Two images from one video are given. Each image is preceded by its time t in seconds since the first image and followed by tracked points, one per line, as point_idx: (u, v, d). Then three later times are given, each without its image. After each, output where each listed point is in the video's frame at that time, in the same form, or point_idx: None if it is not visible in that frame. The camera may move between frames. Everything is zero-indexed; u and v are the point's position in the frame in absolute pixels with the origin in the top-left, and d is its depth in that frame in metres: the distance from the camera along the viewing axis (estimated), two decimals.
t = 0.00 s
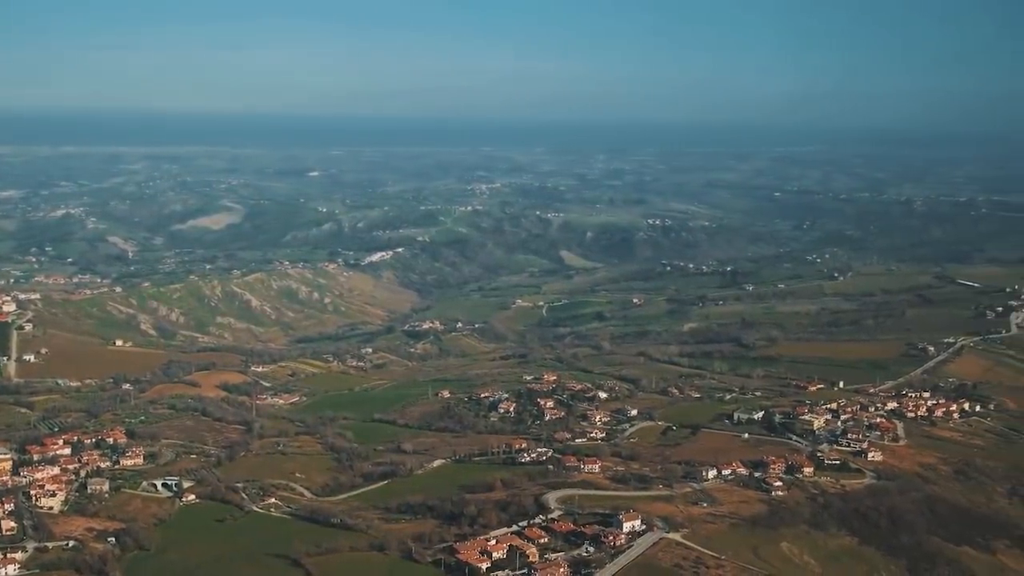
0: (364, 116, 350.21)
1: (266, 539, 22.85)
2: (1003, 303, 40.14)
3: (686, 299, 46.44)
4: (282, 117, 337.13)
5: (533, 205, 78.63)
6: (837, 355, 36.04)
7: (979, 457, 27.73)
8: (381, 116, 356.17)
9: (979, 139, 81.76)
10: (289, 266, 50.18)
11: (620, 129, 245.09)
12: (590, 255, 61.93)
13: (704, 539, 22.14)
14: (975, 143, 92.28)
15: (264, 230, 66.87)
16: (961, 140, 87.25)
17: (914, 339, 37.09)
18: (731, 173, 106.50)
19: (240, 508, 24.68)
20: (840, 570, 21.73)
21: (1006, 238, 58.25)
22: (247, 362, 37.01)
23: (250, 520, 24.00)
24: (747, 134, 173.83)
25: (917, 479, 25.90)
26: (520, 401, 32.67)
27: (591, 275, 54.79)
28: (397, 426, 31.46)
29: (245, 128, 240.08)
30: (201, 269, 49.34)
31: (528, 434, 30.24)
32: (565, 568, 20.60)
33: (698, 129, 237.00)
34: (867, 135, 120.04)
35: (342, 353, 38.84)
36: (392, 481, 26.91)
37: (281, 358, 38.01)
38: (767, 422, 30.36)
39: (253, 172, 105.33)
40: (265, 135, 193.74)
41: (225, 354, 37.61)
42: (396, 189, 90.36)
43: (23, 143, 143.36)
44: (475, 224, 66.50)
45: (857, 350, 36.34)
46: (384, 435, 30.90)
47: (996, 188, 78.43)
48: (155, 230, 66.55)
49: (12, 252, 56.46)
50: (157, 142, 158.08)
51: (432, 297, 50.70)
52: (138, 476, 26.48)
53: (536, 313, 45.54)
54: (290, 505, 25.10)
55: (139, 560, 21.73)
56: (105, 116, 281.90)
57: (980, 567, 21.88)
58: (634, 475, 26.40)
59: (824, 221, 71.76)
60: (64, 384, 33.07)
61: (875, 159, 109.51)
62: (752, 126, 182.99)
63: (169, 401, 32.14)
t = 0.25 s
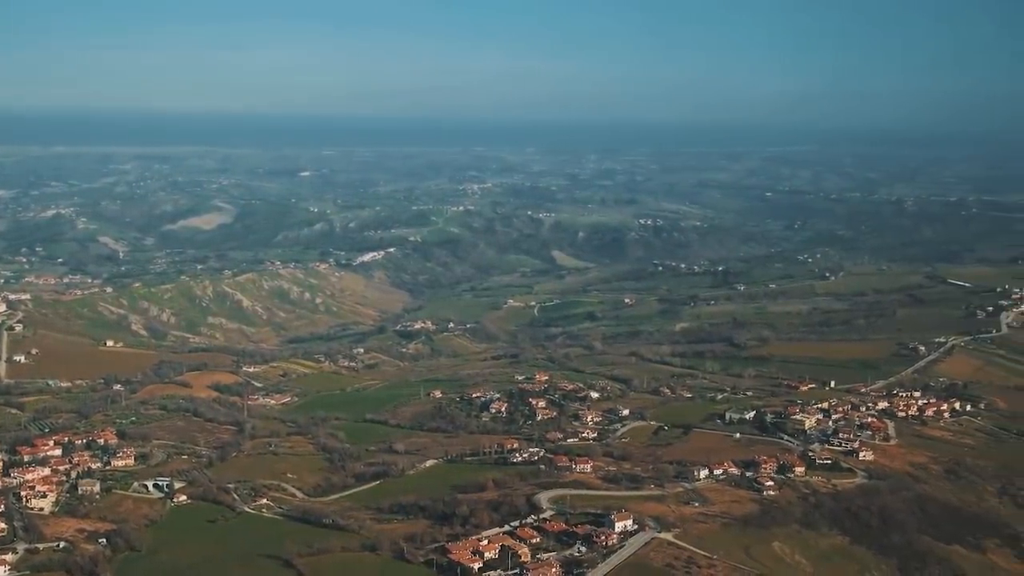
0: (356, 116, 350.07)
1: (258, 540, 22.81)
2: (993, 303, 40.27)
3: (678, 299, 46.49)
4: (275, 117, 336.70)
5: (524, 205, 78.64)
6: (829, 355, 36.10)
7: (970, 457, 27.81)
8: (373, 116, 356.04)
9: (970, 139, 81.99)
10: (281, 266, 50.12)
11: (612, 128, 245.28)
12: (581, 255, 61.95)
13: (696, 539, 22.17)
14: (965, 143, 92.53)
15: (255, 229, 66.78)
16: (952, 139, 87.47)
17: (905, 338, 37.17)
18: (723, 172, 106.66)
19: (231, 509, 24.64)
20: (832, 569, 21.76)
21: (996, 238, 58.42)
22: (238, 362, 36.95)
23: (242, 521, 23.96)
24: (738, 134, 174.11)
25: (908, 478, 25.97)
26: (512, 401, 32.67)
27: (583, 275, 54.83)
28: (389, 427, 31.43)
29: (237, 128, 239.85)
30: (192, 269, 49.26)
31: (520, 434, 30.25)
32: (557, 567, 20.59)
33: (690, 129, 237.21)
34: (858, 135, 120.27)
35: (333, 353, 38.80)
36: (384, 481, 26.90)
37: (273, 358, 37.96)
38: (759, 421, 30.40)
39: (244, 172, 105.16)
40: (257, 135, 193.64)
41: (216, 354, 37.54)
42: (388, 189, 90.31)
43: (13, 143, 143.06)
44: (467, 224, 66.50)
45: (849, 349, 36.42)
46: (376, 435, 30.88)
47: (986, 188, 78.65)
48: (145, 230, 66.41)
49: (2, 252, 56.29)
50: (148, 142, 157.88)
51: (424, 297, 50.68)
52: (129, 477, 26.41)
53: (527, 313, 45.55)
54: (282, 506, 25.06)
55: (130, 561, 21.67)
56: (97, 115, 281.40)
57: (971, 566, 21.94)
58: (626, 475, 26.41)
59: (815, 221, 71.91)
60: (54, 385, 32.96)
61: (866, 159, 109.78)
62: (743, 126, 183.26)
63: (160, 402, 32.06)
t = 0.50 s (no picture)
0: (351, 116, 350.24)
1: (253, 541, 22.78)
2: (987, 303, 40.34)
3: (672, 299, 46.53)
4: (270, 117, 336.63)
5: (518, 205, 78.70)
6: (823, 355, 36.14)
7: (964, 456, 27.86)
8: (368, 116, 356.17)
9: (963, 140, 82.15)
10: (275, 267, 50.12)
11: (607, 129, 245.53)
12: (575, 255, 62.01)
13: (690, 539, 22.17)
14: (959, 143, 92.69)
15: (249, 230, 66.77)
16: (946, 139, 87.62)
17: (899, 338, 37.22)
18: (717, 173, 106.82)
19: (225, 510, 24.61)
20: (826, 568, 21.78)
21: (990, 238, 58.53)
22: (232, 363, 36.93)
23: (236, 522, 23.93)
24: (732, 134, 174.36)
25: (902, 478, 26.00)
26: (506, 401, 32.68)
27: (577, 275, 54.88)
28: (384, 427, 31.43)
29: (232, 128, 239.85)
30: (186, 270, 49.27)
31: (515, 434, 30.26)
32: (551, 568, 20.59)
33: (685, 129, 237.46)
34: (852, 135, 120.46)
35: (328, 354, 38.79)
36: (379, 482, 26.89)
37: (267, 359, 37.94)
38: (753, 421, 30.43)
39: (238, 173, 105.13)
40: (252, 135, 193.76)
41: (210, 355, 37.51)
42: (382, 190, 90.35)
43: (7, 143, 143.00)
44: (461, 225, 66.53)
45: (843, 349, 36.46)
46: (371, 435, 30.87)
47: (980, 188, 78.82)
48: (139, 231, 66.36)
49: None
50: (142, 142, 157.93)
51: (418, 298, 50.71)
52: (123, 478, 26.38)
53: (521, 313, 45.58)
54: (276, 506, 25.04)
55: (124, 562, 21.63)
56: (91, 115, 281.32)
57: (965, 565, 21.97)
58: (620, 475, 26.43)
59: (809, 221, 72.03)
60: (48, 386, 32.91)
61: (860, 159, 109.98)
62: (738, 127, 183.52)
63: (154, 403, 32.02)
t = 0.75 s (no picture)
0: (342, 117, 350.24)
1: (244, 542, 22.71)
2: (976, 302, 40.48)
3: (663, 299, 46.58)
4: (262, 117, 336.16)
5: (509, 206, 78.75)
6: (814, 355, 36.19)
7: (954, 455, 27.93)
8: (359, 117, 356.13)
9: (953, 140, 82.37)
10: (266, 268, 50.07)
11: (598, 129, 245.83)
12: (567, 255, 62.08)
13: (682, 539, 22.18)
14: (949, 143, 93.02)
15: (240, 231, 66.68)
16: (936, 139, 87.91)
17: (889, 338, 37.31)
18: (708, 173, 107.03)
19: (216, 511, 24.56)
20: (817, 568, 21.80)
21: (980, 239, 58.72)
22: (223, 364, 36.86)
23: (227, 523, 23.87)
24: (723, 135, 174.83)
25: (893, 478, 26.06)
26: (498, 402, 32.69)
27: (568, 276, 54.93)
28: (375, 428, 31.41)
29: (223, 129, 239.54)
30: (177, 271, 49.20)
31: (506, 435, 30.26)
32: (543, 568, 20.56)
33: (677, 129, 237.87)
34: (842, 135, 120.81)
35: (318, 354, 38.76)
36: (370, 483, 26.86)
37: (258, 360, 37.89)
38: (744, 421, 30.47)
39: (229, 174, 105.01)
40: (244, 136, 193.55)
41: (201, 356, 37.43)
42: (373, 190, 90.32)
43: None
44: (452, 225, 66.56)
45: (834, 349, 36.54)
46: (362, 436, 30.86)
47: (969, 189, 79.12)
48: (129, 232, 66.23)
49: None
50: (131, 142, 157.77)
51: (409, 298, 50.71)
52: (113, 480, 26.30)
53: (513, 314, 45.60)
54: (267, 508, 25.00)
55: (115, 564, 21.57)
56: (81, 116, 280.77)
57: (955, 565, 22.01)
58: (612, 475, 26.43)
59: (800, 221, 72.20)
60: (37, 388, 32.79)
61: (850, 159, 110.30)
62: (729, 127, 183.90)
63: (144, 404, 31.94)
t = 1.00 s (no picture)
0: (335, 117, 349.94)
1: (237, 543, 22.68)
2: (969, 302, 40.58)
3: (656, 299, 46.61)
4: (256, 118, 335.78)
5: (502, 206, 78.76)
6: (808, 354, 36.25)
7: (947, 454, 28.00)
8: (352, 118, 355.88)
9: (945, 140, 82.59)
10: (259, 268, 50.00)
11: (592, 129, 245.87)
12: (560, 255, 62.11)
13: (675, 539, 22.20)
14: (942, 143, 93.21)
15: (233, 231, 66.59)
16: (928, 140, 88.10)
17: (882, 337, 37.38)
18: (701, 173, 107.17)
19: (209, 512, 24.51)
20: (810, 567, 21.82)
21: (972, 238, 58.86)
22: (216, 365, 36.81)
23: (220, 524, 23.83)
24: (716, 136, 175.14)
25: (886, 477, 26.11)
26: (491, 402, 32.69)
27: (561, 276, 54.95)
28: (369, 428, 31.40)
29: (217, 129, 239.21)
30: (169, 271, 49.12)
31: (500, 435, 30.26)
32: (537, 568, 20.55)
33: (670, 130, 238.07)
34: (835, 135, 121.01)
35: (312, 355, 38.71)
36: (363, 483, 26.85)
37: (251, 360, 37.84)
38: (738, 421, 30.50)
39: (222, 174, 104.88)
40: (238, 137, 193.36)
41: (194, 357, 37.38)
42: (367, 191, 90.22)
43: None
44: (445, 225, 66.56)
45: (827, 349, 36.59)
46: (356, 437, 30.82)
47: (962, 189, 79.32)
48: (122, 233, 66.10)
49: None
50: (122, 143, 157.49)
51: (402, 298, 50.68)
52: (106, 481, 26.25)
53: (506, 314, 45.58)
54: (260, 508, 24.96)
55: (108, 566, 21.53)
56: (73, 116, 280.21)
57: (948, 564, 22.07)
58: (605, 475, 26.45)
59: (793, 221, 72.30)
60: (30, 388, 32.72)
61: (843, 159, 110.52)
62: (723, 127, 184.09)
63: (137, 405, 31.88)
